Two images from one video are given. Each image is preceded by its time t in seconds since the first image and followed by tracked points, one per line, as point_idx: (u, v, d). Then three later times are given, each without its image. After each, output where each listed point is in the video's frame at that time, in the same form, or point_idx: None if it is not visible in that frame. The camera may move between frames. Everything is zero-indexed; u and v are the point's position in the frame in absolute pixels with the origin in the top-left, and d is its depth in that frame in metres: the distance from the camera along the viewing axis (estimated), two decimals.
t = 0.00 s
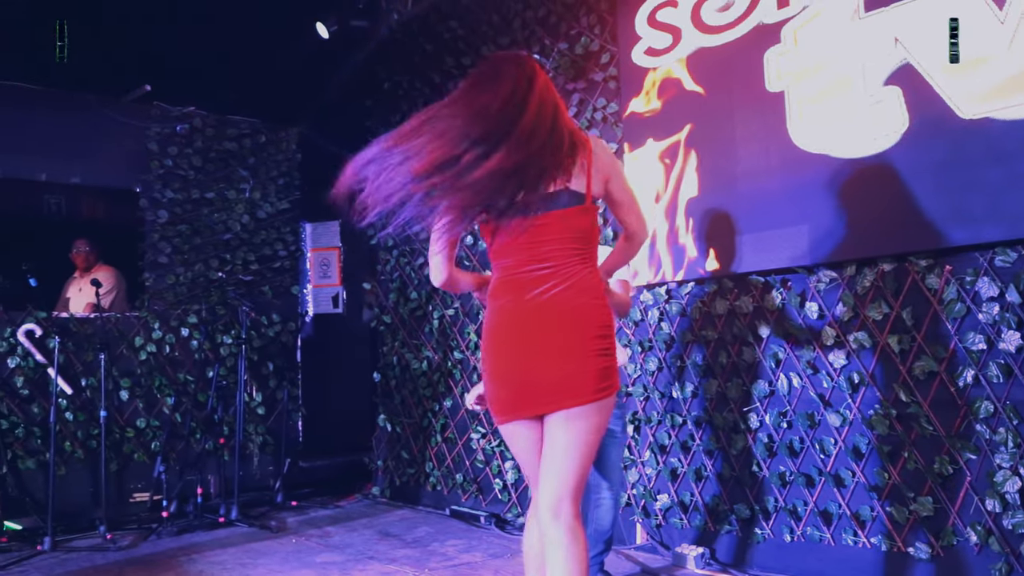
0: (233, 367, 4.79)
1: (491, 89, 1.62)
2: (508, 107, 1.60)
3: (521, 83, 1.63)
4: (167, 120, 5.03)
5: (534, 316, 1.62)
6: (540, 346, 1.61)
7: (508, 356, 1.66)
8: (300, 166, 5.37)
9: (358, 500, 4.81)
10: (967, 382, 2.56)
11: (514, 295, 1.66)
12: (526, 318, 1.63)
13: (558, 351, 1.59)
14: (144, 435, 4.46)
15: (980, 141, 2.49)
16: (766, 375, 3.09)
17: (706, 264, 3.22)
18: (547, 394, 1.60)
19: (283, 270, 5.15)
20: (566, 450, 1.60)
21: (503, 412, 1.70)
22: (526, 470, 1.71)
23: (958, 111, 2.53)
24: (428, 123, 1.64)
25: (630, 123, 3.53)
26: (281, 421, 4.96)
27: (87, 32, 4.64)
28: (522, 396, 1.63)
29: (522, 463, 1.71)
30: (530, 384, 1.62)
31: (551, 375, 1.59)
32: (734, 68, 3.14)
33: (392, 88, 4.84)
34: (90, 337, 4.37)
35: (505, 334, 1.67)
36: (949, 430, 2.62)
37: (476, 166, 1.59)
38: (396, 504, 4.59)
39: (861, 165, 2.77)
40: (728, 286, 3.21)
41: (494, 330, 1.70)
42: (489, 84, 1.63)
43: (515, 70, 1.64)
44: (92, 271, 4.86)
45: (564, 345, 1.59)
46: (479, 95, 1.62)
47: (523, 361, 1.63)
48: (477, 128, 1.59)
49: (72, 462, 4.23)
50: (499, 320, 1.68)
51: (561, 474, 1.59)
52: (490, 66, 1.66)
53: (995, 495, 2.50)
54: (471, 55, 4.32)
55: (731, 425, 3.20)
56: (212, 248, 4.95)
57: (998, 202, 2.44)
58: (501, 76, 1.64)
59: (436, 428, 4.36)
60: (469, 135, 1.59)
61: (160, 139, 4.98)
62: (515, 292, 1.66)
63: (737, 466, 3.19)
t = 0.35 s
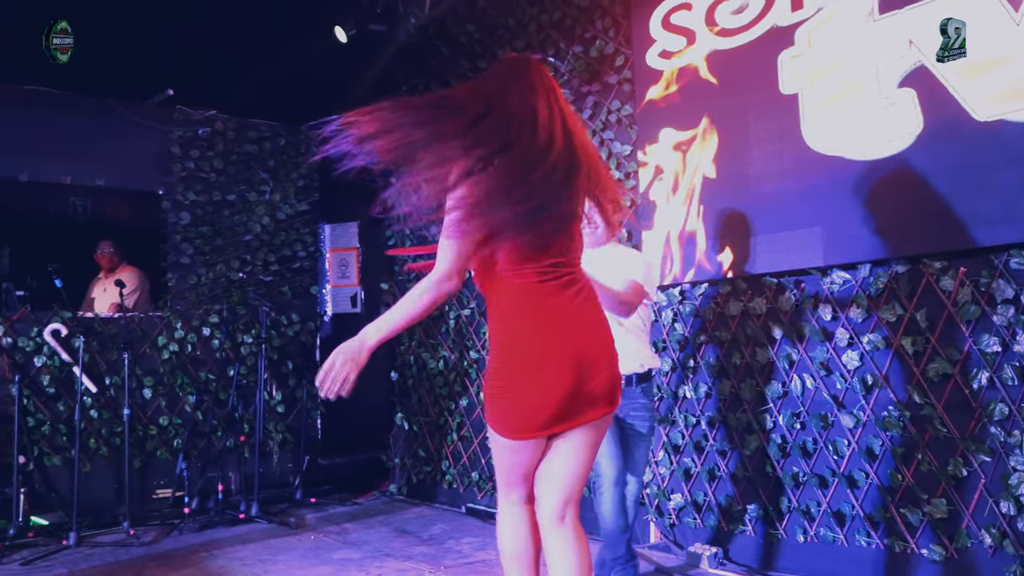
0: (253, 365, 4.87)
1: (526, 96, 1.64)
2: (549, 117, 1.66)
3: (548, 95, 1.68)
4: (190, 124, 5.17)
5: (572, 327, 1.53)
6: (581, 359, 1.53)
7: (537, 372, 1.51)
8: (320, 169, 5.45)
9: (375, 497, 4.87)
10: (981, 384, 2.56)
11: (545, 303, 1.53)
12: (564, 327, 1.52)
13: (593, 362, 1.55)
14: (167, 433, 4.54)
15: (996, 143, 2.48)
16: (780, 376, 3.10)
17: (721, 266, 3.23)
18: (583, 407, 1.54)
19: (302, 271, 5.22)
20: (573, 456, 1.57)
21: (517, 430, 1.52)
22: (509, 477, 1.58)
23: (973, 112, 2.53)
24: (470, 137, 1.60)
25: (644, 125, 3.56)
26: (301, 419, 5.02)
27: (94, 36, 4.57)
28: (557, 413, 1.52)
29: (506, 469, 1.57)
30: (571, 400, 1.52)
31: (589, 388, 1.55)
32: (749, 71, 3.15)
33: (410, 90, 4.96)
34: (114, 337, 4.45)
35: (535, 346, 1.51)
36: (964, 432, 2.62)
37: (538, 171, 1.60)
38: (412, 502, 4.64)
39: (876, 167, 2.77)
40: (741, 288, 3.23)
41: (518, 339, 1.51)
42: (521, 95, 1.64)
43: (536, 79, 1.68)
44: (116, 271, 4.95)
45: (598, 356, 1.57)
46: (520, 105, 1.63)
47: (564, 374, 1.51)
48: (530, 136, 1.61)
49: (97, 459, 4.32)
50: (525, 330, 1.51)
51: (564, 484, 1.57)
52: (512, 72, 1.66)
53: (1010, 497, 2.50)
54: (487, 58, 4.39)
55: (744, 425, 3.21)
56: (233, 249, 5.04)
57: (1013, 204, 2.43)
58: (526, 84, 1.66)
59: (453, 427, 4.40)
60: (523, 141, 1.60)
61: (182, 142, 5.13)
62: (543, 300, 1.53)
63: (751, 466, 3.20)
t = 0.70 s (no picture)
0: (261, 364, 4.91)
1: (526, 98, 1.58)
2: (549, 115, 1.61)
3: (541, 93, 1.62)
4: (201, 125, 5.15)
5: (550, 322, 1.54)
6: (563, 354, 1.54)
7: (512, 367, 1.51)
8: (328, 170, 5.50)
9: (381, 495, 4.91)
10: (983, 386, 2.57)
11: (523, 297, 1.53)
12: (542, 321, 1.53)
13: (572, 357, 1.56)
14: (176, 430, 4.59)
15: (999, 145, 2.48)
16: (783, 378, 3.12)
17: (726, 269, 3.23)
18: (563, 400, 1.55)
19: (310, 270, 5.24)
20: (560, 451, 1.57)
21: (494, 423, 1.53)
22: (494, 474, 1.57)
23: (976, 116, 2.53)
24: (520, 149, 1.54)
25: (649, 128, 3.58)
26: (308, 417, 5.07)
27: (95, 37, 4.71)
28: (533, 406, 1.52)
29: (490, 465, 1.58)
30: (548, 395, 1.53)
31: (569, 383, 1.55)
32: (753, 74, 3.17)
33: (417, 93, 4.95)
34: (124, 335, 4.50)
35: (512, 340, 1.52)
36: (966, 434, 2.62)
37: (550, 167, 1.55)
38: (418, 500, 4.68)
39: (879, 170, 2.78)
40: (745, 289, 3.25)
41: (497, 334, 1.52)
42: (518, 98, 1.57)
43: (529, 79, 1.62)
44: (127, 270, 5.01)
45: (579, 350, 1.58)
46: (518, 105, 1.56)
47: (541, 369, 1.52)
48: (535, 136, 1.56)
49: (107, 456, 4.37)
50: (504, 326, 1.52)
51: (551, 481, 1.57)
52: (505, 73, 1.59)
53: (1012, 498, 2.51)
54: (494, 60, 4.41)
55: (747, 426, 3.23)
56: (242, 249, 5.08)
57: (1016, 206, 2.44)
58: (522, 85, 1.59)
59: (458, 426, 4.43)
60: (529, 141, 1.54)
61: (193, 143, 5.12)
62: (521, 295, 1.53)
63: (753, 466, 3.22)
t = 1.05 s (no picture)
0: (255, 367, 4.93)
1: (496, 121, 1.64)
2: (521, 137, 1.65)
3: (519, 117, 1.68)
4: (195, 129, 5.28)
5: (517, 345, 1.55)
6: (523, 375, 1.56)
7: (477, 390, 1.55)
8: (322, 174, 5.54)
9: (374, 496, 4.93)
10: (968, 391, 2.59)
11: (489, 322, 1.56)
12: (508, 347, 1.55)
13: (540, 380, 1.58)
14: (170, 432, 4.61)
15: (984, 152, 2.50)
16: (772, 382, 3.15)
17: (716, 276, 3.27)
18: (526, 422, 1.57)
19: (304, 274, 5.32)
20: (527, 465, 1.61)
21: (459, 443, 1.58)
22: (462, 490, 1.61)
23: (962, 123, 2.56)
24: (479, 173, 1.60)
25: (640, 134, 3.61)
26: (302, 419, 5.08)
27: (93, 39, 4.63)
28: (498, 428, 1.56)
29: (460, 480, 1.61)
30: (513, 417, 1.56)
31: (536, 406, 1.58)
32: (743, 81, 3.20)
33: (411, 97, 4.99)
34: (118, 338, 4.51)
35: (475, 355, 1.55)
36: (951, 438, 2.65)
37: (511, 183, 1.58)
38: (411, 501, 4.70)
39: (866, 176, 2.81)
40: (734, 294, 3.27)
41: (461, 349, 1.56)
42: (491, 120, 1.63)
43: (509, 104, 1.68)
44: (121, 273, 5.03)
45: (547, 373, 1.59)
46: (489, 127, 1.62)
47: (504, 393, 1.54)
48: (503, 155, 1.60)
49: (100, 458, 4.39)
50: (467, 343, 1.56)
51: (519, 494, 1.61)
52: (483, 96, 1.66)
53: (996, 503, 2.53)
54: (487, 66, 4.43)
55: (736, 429, 3.26)
56: (237, 252, 5.16)
57: (1001, 213, 2.46)
58: (499, 108, 1.66)
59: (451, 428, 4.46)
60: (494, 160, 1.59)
61: (187, 147, 5.21)
62: (485, 320, 1.55)
63: (742, 470, 3.24)
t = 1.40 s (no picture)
0: (244, 371, 4.93)
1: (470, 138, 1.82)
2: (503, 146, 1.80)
3: (509, 129, 1.84)
4: (185, 132, 5.19)
5: (452, 343, 1.76)
6: (455, 379, 1.75)
7: (421, 381, 1.80)
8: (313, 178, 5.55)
9: (364, 501, 4.93)
10: (954, 399, 2.60)
11: (438, 322, 1.79)
12: (446, 345, 1.76)
13: (472, 378, 1.74)
14: (158, 437, 4.60)
15: (970, 161, 2.52)
16: (760, 388, 3.15)
17: (712, 278, 3.25)
18: (459, 422, 1.76)
19: (294, 278, 5.30)
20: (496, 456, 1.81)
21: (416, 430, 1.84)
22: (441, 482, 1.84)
23: (948, 131, 2.57)
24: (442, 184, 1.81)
25: (629, 140, 3.62)
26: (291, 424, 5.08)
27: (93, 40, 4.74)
28: (435, 417, 1.78)
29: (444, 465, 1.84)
30: (443, 408, 1.76)
31: (466, 402, 1.75)
32: (732, 88, 3.22)
33: (402, 102, 4.95)
34: (106, 342, 4.50)
35: (427, 351, 1.80)
36: (937, 445, 2.66)
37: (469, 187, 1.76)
38: (401, 506, 4.70)
39: (853, 184, 2.82)
40: (722, 300, 3.28)
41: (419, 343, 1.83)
42: (477, 129, 1.82)
43: (501, 116, 1.85)
44: (110, 277, 5.02)
45: (482, 373, 1.74)
46: (471, 134, 1.82)
47: (437, 385, 1.77)
48: (475, 159, 1.78)
49: (88, 463, 4.38)
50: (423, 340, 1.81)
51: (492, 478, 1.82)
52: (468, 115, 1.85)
53: (982, 510, 2.53)
54: (477, 72, 4.44)
55: (724, 435, 3.26)
56: (227, 256, 5.15)
57: (986, 222, 2.47)
58: (488, 120, 1.84)
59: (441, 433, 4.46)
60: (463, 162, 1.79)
61: (177, 151, 5.16)
62: (438, 323, 1.78)
63: (730, 475, 3.25)
